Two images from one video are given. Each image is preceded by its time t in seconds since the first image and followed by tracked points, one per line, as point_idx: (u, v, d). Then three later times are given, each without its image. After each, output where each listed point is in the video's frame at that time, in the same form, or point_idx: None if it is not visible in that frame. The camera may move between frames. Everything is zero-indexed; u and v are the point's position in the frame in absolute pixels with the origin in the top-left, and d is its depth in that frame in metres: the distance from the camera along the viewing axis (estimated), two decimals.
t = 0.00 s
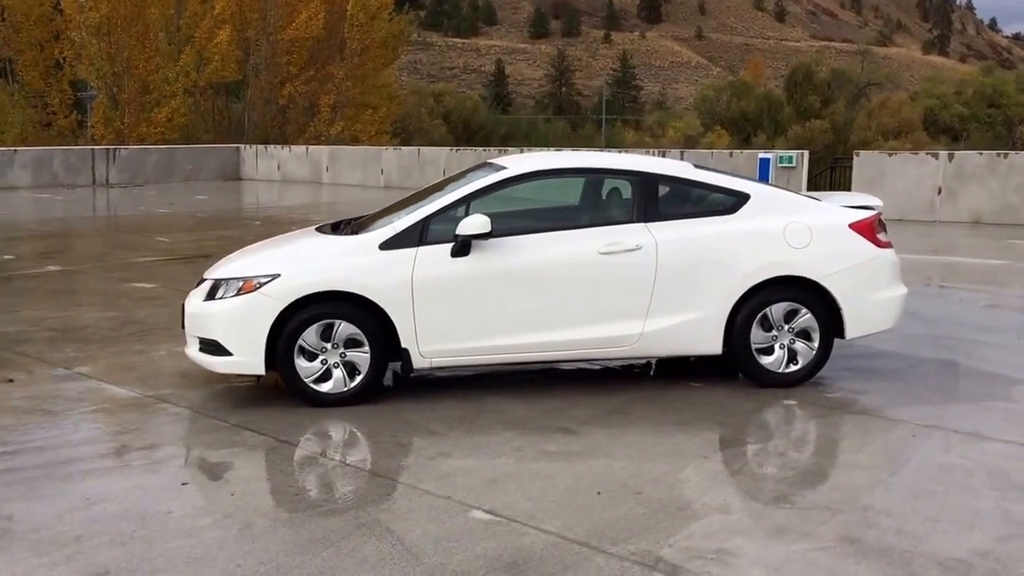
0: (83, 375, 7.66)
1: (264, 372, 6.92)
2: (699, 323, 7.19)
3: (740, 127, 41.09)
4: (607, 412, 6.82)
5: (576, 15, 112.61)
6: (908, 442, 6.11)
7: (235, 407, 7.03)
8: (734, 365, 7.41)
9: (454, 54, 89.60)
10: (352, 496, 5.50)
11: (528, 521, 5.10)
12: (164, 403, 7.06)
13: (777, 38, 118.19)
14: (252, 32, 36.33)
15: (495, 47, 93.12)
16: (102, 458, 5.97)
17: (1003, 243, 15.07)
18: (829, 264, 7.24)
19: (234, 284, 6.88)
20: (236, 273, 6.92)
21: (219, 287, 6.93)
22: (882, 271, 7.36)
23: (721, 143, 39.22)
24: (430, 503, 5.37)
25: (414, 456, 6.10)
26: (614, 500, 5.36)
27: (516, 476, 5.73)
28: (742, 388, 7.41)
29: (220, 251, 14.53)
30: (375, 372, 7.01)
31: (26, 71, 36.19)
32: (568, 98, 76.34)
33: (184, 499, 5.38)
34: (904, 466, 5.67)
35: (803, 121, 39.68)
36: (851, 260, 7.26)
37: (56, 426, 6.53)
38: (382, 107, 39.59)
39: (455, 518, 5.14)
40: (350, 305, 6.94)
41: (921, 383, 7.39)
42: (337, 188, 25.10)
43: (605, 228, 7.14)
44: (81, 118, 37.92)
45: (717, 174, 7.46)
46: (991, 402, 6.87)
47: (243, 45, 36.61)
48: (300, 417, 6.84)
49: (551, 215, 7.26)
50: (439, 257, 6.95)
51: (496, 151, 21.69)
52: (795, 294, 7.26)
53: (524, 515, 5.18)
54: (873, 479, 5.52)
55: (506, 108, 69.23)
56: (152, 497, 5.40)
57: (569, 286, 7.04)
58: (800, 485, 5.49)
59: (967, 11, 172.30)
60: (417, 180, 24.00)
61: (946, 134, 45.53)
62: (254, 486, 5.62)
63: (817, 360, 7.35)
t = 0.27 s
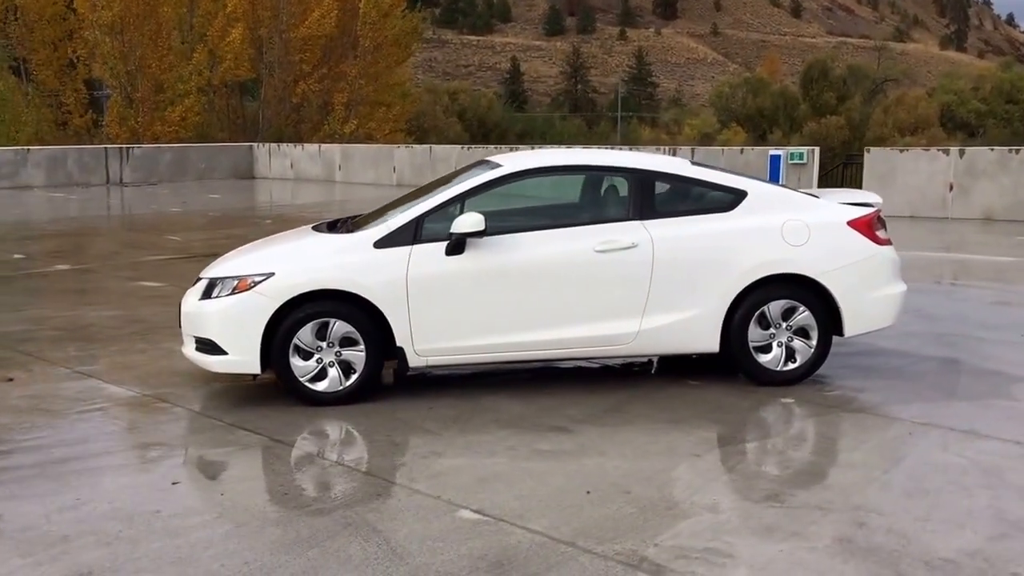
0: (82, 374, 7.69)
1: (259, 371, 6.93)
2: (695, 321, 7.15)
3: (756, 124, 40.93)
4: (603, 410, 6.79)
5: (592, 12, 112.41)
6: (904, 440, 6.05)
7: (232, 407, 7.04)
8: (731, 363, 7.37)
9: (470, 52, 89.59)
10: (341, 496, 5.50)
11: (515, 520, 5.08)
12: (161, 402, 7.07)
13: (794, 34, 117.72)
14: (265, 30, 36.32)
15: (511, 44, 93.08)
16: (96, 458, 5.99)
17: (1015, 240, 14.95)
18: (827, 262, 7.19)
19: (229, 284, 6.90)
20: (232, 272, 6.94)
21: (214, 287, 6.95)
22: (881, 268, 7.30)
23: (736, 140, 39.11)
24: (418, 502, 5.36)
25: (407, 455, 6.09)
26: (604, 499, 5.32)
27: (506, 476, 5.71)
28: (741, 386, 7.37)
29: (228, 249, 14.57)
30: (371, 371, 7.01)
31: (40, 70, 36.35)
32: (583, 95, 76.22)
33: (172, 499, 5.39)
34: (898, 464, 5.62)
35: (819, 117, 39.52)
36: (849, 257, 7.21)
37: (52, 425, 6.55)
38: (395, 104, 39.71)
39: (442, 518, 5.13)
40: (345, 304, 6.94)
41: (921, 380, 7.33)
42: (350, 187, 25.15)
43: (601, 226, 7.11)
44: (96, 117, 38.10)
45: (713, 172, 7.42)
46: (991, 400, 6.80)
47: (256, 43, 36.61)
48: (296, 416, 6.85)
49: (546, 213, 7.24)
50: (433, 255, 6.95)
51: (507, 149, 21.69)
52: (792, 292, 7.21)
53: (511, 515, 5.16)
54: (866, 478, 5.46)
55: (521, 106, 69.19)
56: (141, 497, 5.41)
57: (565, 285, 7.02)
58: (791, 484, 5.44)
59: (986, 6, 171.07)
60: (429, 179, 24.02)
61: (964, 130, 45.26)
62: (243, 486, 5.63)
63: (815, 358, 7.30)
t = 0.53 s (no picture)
0: (87, 373, 7.73)
1: (259, 370, 6.94)
2: (697, 321, 7.11)
3: (777, 121, 40.67)
4: (602, 410, 6.76)
5: (613, 10, 112.13)
6: (905, 440, 5.98)
7: (233, 407, 7.05)
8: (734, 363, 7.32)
9: (490, 50, 89.56)
10: (335, 496, 5.49)
11: (507, 521, 5.05)
12: (163, 402, 7.10)
13: (817, 30, 117.01)
14: (282, 28, 36.64)
15: (532, 42, 93.00)
16: (94, 458, 6.02)
17: None
18: (829, 261, 7.13)
19: (228, 283, 6.92)
20: (231, 271, 6.96)
21: (213, 287, 6.97)
22: (885, 267, 7.23)
23: (758, 138, 38.91)
24: (411, 503, 5.34)
25: (403, 455, 6.08)
26: (597, 500, 5.28)
27: (501, 476, 5.68)
28: (744, 386, 7.31)
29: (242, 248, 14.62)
30: (370, 370, 7.01)
31: (58, 69, 36.51)
32: (604, 93, 76.01)
33: (165, 500, 5.40)
34: (897, 465, 5.55)
35: (841, 114, 39.26)
36: (852, 256, 7.14)
37: (54, 425, 6.59)
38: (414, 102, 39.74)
39: (434, 519, 5.11)
40: (344, 303, 6.94)
41: (927, 379, 7.24)
42: (367, 185, 25.21)
43: (600, 225, 7.08)
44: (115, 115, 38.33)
45: (714, 170, 7.37)
46: (997, 400, 6.71)
47: (275, 42, 36.94)
48: (296, 416, 6.85)
49: (546, 212, 7.22)
50: (432, 254, 6.93)
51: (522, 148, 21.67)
52: (794, 291, 7.15)
53: (502, 515, 5.13)
54: (864, 479, 5.40)
55: (541, 104, 69.11)
56: (135, 497, 5.43)
57: (564, 284, 6.99)
58: (787, 485, 5.39)
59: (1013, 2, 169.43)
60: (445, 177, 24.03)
61: (988, 127, 44.82)
62: (237, 486, 5.63)
63: (818, 358, 7.23)
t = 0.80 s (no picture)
0: (94, 373, 7.76)
1: (262, 369, 6.95)
2: (702, 321, 7.04)
3: (801, 119, 40.38)
4: (605, 410, 6.71)
5: (637, 9, 111.77)
6: (909, 442, 5.90)
7: (236, 406, 7.06)
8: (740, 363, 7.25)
9: (514, 49, 89.48)
10: (331, 495, 5.47)
11: (502, 521, 5.01)
12: (167, 402, 7.11)
13: (844, 28, 116.23)
14: (304, 26, 36.91)
15: (556, 40, 92.87)
16: (94, 457, 6.04)
17: None
18: (837, 260, 7.05)
19: (231, 283, 6.92)
20: (234, 270, 6.96)
21: (217, 286, 6.98)
22: (893, 267, 7.15)
23: (782, 136, 38.66)
24: (407, 503, 5.31)
25: (403, 455, 6.06)
26: (594, 500, 5.23)
27: (499, 476, 5.64)
28: (750, 386, 7.24)
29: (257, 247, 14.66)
30: (373, 370, 7.00)
31: (80, 68, 36.72)
32: (628, 92, 75.76)
33: (161, 499, 5.40)
34: (899, 468, 5.48)
35: (866, 113, 38.96)
36: (860, 255, 7.06)
37: (58, 424, 6.62)
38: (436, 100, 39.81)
39: (428, 520, 5.08)
40: (347, 302, 6.93)
41: (936, 380, 7.15)
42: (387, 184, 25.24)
43: (605, 223, 7.03)
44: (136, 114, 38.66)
45: (721, 168, 7.30)
46: (1005, 401, 6.62)
47: (297, 40, 37.21)
48: (298, 415, 6.85)
49: (550, 211, 7.18)
50: (435, 253, 6.91)
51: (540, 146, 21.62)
52: (801, 291, 7.08)
53: (497, 516, 5.09)
54: (864, 481, 5.32)
55: (564, 103, 68.97)
56: (132, 497, 5.44)
57: (568, 283, 6.94)
58: (787, 486, 5.32)
59: None
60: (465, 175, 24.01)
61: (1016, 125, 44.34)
62: (235, 486, 5.63)
63: (825, 359, 7.16)
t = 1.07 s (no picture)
0: (106, 372, 7.84)
1: (269, 369, 7.00)
2: (708, 322, 7.04)
3: (824, 121, 40.18)
4: (609, 412, 6.71)
5: (659, 11, 111.50)
6: (911, 445, 5.87)
7: (244, 406, 7.11)
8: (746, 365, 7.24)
9: (536, 50, 89.45)
10: (332, 495, 5.51)
11: (498, 521, 5.03)
12: (176, 401, 7.17)
13: (867, 29, 115.59)
14: (327, 28, 36.96)
15: (578, 42, 92.80)
16: (101, 455, 6.10)
17: None
18: (843, 263, 7.03)
19: (239, 283, 6.98)
20: (243, 271, 7.02)
21: (226, 286, 7.03)
22: (900, 269, 7.12)
23: (804, 138, 38.48)
24: (405, 503, 5.34)
25: (405, 454, 6.09)
26: (592, 501, 5.24)
27: (498, 477, 5.66)
28: (756, 389, 7.22)
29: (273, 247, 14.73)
30: (379, 370, 7.04)
31: (107, 69, 37.28)
32: (649, 94, 75.57)
33: (164, 497, 5.46)
34: (899, 471, 5.45)
35: (888, 115, 38.74)
36: (867, 258, 7.04)
37: (68, 423, 6.69)
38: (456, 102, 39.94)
39: (425, 519, 5.10)
40: (354, 303, 6.97)
41: (944, 383, 7.10)
42: (406, 186, 25.30)
43: (611, 225, 7.03)
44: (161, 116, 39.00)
45: (728, 170, 7.30)
46: (1012, 405, 6.57)
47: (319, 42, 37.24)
48: (304, 415, 6.89)
49: (557, 212, 7.20)
50: (441, 254, 6.94)
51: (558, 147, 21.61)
52: (807, 293, 7.06)
53: (494, 516, 5.10)
54: (863, 484, 5.31)
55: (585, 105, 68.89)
56: (135, 495, 5.50)
57: (574, 284, 6.95)
58: (786, 488, 5.31)
59: None
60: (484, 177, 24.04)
61: None
62: (237, 484, 5.67)
63: (831, 361, 7.14)
